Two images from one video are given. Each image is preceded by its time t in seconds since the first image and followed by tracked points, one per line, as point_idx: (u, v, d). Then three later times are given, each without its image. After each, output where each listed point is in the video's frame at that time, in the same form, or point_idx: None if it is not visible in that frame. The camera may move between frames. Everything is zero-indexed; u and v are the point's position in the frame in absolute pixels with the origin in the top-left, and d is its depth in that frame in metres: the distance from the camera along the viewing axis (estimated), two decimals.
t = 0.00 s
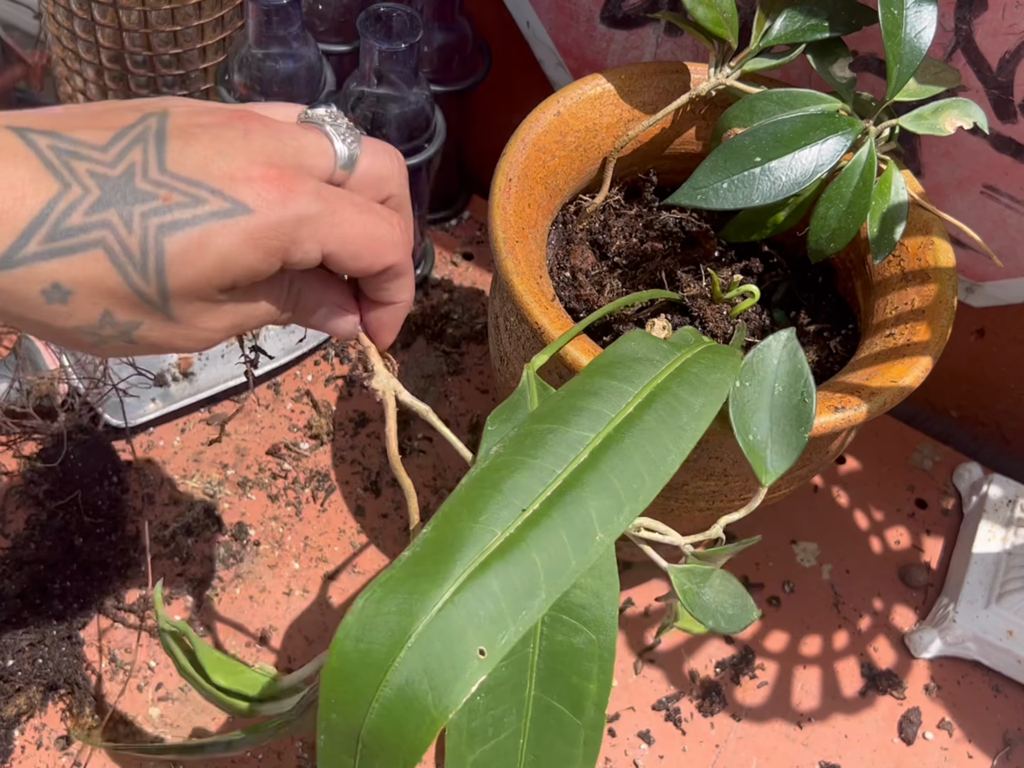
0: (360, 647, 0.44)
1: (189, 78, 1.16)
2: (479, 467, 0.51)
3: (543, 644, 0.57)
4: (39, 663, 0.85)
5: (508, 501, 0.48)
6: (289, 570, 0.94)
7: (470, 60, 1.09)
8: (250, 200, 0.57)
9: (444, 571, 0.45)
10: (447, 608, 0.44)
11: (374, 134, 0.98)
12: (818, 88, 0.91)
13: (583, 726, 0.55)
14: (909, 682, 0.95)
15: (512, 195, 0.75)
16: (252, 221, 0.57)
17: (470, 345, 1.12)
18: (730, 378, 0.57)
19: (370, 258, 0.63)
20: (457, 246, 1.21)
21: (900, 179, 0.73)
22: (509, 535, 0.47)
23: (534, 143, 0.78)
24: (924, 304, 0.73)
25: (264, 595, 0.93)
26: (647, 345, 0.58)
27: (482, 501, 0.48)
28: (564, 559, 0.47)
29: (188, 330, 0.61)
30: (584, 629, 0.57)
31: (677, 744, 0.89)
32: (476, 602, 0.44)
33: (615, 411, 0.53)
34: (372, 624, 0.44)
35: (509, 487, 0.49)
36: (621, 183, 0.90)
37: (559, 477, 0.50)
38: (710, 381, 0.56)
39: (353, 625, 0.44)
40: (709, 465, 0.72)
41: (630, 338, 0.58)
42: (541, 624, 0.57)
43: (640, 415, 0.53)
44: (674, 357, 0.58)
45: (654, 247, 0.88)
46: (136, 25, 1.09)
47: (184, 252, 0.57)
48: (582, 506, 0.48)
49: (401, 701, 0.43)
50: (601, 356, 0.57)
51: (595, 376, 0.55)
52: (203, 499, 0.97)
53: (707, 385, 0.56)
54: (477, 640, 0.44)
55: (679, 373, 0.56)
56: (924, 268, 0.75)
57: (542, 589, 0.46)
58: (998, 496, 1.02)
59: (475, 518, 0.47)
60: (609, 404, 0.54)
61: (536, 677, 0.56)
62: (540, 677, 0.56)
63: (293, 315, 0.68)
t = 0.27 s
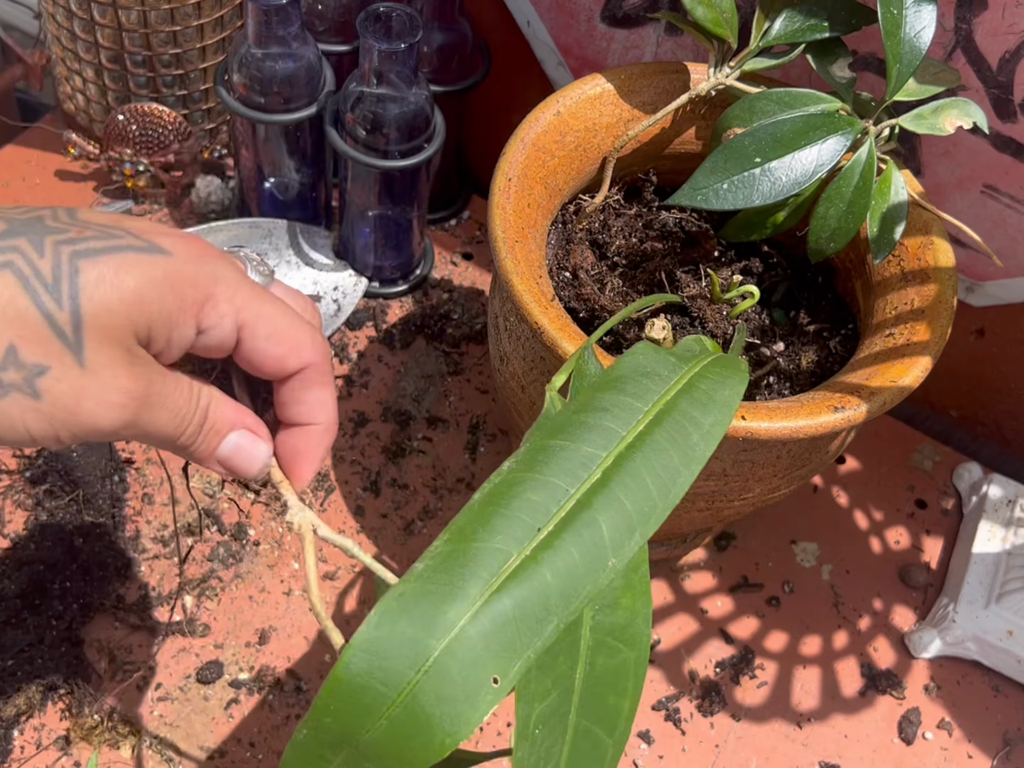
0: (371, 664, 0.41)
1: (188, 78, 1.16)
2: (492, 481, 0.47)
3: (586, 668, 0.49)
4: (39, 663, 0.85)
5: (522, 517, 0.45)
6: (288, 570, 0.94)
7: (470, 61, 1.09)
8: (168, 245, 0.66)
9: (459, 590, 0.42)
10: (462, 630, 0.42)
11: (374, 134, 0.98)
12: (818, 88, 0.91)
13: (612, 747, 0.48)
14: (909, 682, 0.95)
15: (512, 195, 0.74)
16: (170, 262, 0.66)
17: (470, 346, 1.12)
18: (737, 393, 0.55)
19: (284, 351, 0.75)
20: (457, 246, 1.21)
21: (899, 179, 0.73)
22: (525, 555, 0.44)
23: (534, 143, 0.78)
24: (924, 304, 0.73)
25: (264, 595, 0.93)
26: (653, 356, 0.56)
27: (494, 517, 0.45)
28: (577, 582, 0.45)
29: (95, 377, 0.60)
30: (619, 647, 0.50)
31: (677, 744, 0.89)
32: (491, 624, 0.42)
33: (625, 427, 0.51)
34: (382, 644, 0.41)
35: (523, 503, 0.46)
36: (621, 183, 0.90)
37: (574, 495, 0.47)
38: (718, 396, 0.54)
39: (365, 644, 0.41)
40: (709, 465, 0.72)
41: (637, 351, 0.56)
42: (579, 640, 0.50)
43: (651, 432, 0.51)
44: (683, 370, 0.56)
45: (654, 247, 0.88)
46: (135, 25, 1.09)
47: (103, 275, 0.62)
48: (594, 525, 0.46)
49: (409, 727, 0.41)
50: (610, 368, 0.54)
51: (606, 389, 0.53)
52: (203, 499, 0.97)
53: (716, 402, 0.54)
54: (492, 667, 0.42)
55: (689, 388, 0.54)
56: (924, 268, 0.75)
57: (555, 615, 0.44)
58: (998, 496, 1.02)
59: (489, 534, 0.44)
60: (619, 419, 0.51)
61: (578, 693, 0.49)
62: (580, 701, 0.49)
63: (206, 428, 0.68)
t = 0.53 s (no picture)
0: (347, 620, 0.49)
1: (189, 78, 1.16)
2: (481, 448, 0.54)
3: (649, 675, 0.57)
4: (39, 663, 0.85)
5: (506, 485, 0.52)
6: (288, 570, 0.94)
7: (470, 60, 1.09)
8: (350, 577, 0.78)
9: (439, 549, 0.50)
10: (437, 587, 0.49)
11: (375, 134, 0.98)
12: (819, 88, 0.91)
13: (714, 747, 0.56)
14: (909, 682, 0.95)
15: (512, 195, 0.75)
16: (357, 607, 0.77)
17: (470, 346, 1.12)
18: (735, 378, 0.60)
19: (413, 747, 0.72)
20: (457, 246, 1.21)
21: (900, 179, 0.73)
22: (505, 519, 0.51)
23: (535, 143, 0.78)
24: (925, 304, 0.73)
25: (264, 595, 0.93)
26: (652, 339, 0.61)
27: (479, 483, 0.52)
28: (557, 548, 0.51)
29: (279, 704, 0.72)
30: (682, 649, 0.57)
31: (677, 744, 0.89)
32: (468, 582, 0.49)
33: (616, 405, 0.56)
34: (362, 599, 0.49)
35: (507, 471, 0.52)
36: (621, 183, 0.90)
37: (560, 465, 0.53)
38: (716, 382, 0.59)
39: (342, 600, 0.49)
40: (709, 465, 0.72)
41: (636, 334, 0.61)
42: (640, 654, 0.57)
43: (643, 410, 0.56)
44: (679, 354, 0.60)
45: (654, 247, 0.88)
46: (135, 25, 1.09)
47: (296, 616, 0.75)
48: (580, 497, 0.52)
49: (390, 674, 0.48)
50: (607, 349, 0.60)
51: (599, 368, 0.58)
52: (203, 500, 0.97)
53: (712, 385, 0.58)
54: (467, 621, 0.49)
55: (685, 372, 0.59)
56: (924, 268, 0.75)
57: (534, 577, 0.50)
58: (998, 496, 1.02)
59: (471, 499, 0.51)
60: (611, 397, 0.56)
61: (654, 710, 0.57)
62: (656, 713, 0.57)
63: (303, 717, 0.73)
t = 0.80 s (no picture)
0: (415, 644, 0.47)
1: (189, 78, 1.16)
2: (522, 460, 0.52)
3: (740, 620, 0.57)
4: (39, 663, 0.85)
5: (555, 493, 0.50)
6: (288, 570, 0.94)
7: (470, 60, 1.09)
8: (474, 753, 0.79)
9: (496, 563, 0.48)
10: (503, 599, 0.47)
11: (374, 134, 0.98)
12: (819, 88, 0.91)
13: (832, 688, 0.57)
14: (909, 682, 0.95)
15: (513, 195, 0.75)
16: None
17: (470, 346, 1.12)
18: (757, 372, 0.58)
19: None
20: (457, 246, 1.21)
21: (900, 179, 0.73)
22: (559, 526, 0.49)
23: (534, 143, 0.78)
24: (925, 304, 0.73)
25: (264, 595, 0.93)
26: (673, 339, 0.60)
27: (527, 494, 0.50)
28: (617, 547, 0.49)
29: None
30: (771, 590, 0.57)
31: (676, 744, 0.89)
32: (532, 591, 0.47)
33: (650, 404, 0.55)
34: (427, 622, 0.47)
35: (552, 479, 0.51)
36: (621, 183, 0.90)
37: (604, 467, 0.52)
38: (739, 375, 0.57)
39: (406, 625, 0.47)
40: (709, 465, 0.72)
41: (656, 334, 0.60)
42: (727, 604, 0.57)
43: (678, 407, 0.55)
44: (702, 351, 0.59)
45: (654, 247, 0.87)
46: (135, 25, 1.09)
47: None
48: (631, 496, 0.50)
49: (468, 694, 0.46)
50: (631, 351, 0.59)
51: (625, 369, 0.57)
52: (203, 500, 0.97)
53: (736, 379, 0.57)
54: (540, 628, 0.47)
55: (709, 367, 0.58)
56: (924, 268, 0.75)
57: (598, 579, 0.48)
58: (998, 496, 1.02)
59: (522, 510, 0.50)
60: (644, 397, 0.55)
61: (754, 653, 0.57)
62: (758, 652, 0.57)
63: None
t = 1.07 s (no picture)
0: (392, 694, 0.46)
1: (189, 78, 1.16)
2: (501, 498, 0.51)
3: (636, 664, 0.57)
4: (39, 663, 0.85)
5: (532, 535, 0.49)
6: (288, 569, 0.94)
7: (470, 60, 1.09)
8: None
9: (473, 611, 0.46)
10: (478, 651, 0.45)
11: (374, 134, 0.98)
12: (818, 88, 0.91)
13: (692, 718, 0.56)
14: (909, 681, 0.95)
15: (513, 195, 0.75)
16: None
17: (470, 346, 1.12)
18: (740, 393, 0.58)
19: None
20: (457, 246, 1.21)
21: (900, 179, 0.73)
22: (536, 570, 0.47)
23: (534, 143, 0.78)
24: (925, 304, 0.73)
25: (264, 595, 0.93)
26: (656, 361, 0.58)
27: (505, 536, 0.49)
28: (591, 592, 0.48)
29: None
30: (670, 647, 0.56)
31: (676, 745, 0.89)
32: (506, 643, 0.46)
33: (630, 435, 0.53)
34: (404, 671, 0.46)
35: (531, 519, 0.49)
36: (621, 183, 0.90)
37: (582, 507, 0.50)
38: (721, 400, 0.57)
39: (385, 672, 0.46)
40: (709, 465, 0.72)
41: (640, 356, 0.58)
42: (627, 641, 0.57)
43: (656, 438, 0.53)
44: (685, 372, 0.58)
45: (654, 247, 0.88)
46: (136, 25, 1.09)
47: None
48: (605, 537, 0.49)
49: (439, 746, 0.45)
50: (614, 376, 0.57)
51: (607, 398, 0.55)
52: (203, 499, 0.97)
53: (720, 404, 0.56)
54: (512, 681, 0.45)
55: (692, 392, 0.57)
56: (924, 268, 0.75)
57: (572, 627, 0.47)
58: (998, 496, 1.02)
59: (499, 554, 0.48)
60: (624, 427, 0.54)
61: (637, 687, 0.57)
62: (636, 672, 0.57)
63: None
